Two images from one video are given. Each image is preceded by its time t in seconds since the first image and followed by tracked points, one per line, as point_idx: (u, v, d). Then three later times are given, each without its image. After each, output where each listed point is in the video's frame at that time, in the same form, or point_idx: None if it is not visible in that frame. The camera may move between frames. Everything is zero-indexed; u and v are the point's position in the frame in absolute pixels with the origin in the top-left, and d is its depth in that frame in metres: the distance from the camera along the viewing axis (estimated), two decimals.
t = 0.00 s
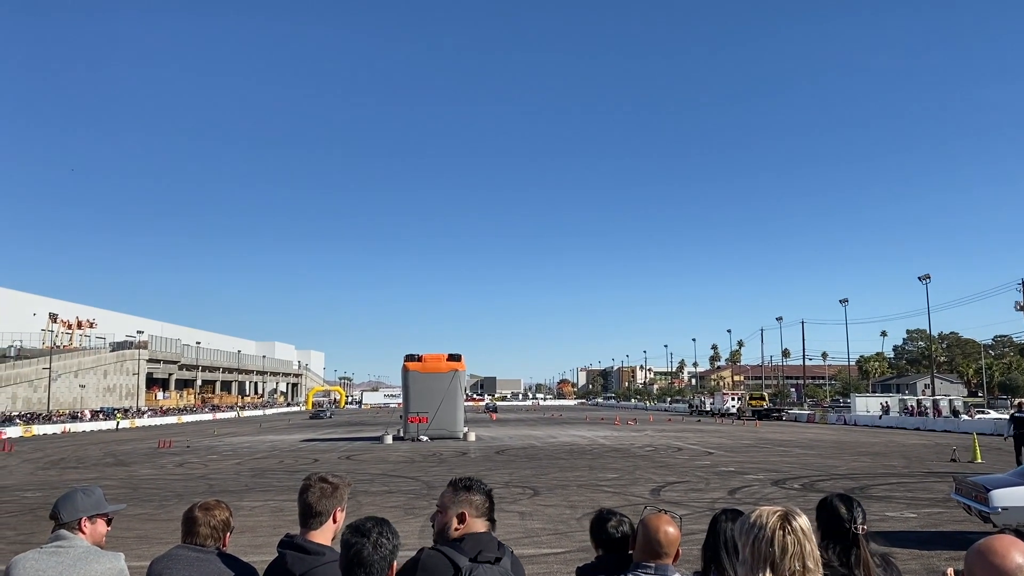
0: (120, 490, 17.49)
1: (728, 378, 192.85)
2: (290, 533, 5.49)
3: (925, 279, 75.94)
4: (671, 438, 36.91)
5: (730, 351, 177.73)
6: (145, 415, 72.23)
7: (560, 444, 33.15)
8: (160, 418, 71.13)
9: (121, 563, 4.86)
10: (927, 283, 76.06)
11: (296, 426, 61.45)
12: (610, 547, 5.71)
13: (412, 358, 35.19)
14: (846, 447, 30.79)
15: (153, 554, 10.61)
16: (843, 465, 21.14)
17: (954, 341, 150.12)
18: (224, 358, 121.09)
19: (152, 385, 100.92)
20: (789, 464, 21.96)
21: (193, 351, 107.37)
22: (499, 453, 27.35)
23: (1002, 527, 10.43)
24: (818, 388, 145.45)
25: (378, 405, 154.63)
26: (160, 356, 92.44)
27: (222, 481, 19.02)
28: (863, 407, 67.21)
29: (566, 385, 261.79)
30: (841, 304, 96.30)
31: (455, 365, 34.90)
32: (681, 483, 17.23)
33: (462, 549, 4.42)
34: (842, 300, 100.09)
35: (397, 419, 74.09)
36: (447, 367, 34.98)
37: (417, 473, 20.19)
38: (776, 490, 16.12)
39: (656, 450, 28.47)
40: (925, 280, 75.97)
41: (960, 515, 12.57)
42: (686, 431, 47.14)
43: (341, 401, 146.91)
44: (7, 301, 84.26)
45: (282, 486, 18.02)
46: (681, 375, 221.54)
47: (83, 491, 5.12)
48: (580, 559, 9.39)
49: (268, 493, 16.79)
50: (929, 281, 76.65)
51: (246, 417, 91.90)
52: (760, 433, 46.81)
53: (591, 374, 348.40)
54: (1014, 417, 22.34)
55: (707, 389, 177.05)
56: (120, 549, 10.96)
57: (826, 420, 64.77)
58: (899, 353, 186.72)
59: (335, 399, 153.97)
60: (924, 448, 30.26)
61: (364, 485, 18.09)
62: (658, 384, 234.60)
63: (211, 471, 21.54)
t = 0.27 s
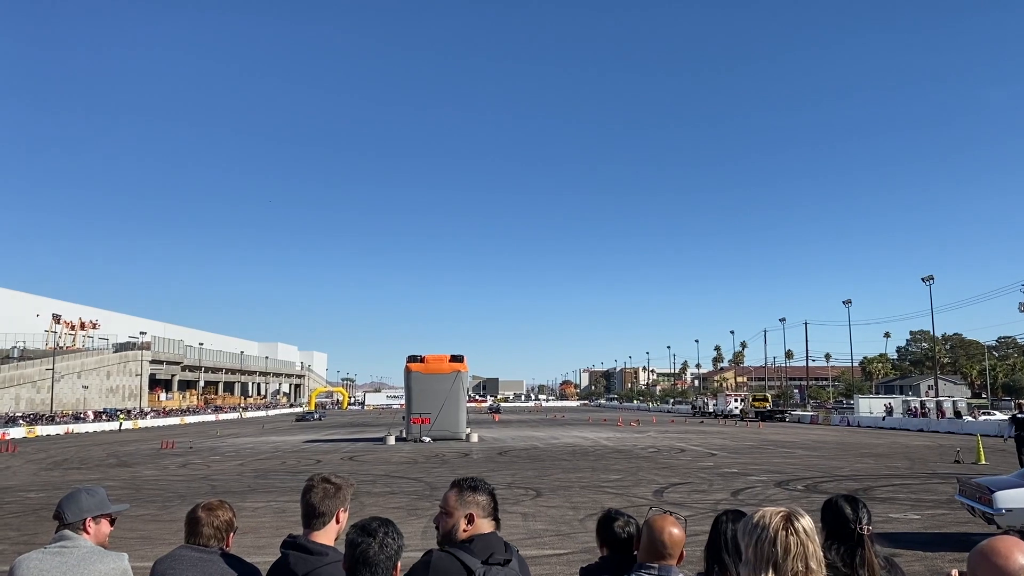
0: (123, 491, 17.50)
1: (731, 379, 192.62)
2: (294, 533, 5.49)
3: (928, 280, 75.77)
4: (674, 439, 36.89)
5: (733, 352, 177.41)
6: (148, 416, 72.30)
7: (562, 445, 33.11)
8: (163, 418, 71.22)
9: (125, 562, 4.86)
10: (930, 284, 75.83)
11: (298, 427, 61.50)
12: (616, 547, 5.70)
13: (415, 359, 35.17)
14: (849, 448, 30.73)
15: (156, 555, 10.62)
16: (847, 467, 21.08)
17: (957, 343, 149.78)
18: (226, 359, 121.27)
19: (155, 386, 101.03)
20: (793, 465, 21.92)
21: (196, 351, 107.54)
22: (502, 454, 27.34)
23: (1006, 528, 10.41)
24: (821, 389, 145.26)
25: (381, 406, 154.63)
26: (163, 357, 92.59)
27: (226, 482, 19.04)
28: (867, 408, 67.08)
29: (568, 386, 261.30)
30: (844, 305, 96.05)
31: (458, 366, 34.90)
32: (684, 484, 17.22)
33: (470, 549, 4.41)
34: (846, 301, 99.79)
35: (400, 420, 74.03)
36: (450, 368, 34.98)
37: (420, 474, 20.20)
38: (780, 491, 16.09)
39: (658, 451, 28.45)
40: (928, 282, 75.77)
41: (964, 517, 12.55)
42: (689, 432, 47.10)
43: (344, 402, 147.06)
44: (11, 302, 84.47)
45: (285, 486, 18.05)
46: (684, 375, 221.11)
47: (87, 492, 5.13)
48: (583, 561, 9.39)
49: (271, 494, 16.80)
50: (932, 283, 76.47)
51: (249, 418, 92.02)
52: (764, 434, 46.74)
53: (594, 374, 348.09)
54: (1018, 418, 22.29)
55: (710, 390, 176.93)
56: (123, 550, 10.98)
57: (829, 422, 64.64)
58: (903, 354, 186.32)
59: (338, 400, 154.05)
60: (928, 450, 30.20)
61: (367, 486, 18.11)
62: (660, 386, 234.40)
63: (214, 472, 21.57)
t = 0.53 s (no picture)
0: (126, 491, 17.52)
1: (734, 380, 192.43)
2: (296, 533, 5.49)
3: (931, 281, 75.61)
4: (677, 440, 36.85)
5: (736, 353, 177.21)
6: (151, 416, 72.30)
7: (565, 445, 33.10)
8: (165, 419, 71.30)
9: (128, 563, 4.89)
10: (932, 284, 75.71)
11: (301, 427, 61.50)
12: (619, 547, 5.69)
13: (417, 360, 35.17)
14: (852, 449, 30.68)
15: (159, 555, 10.63)
16: (850, 467, 21.06)
17: (960, 343, 149.54)
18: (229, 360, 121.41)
19: (158, 387, 101.15)
20: (795, 465, 21.91)
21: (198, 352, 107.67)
22: (504, 455, 27.35)
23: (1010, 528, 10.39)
24: (824, 390, 145.15)
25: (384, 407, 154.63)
26: (165, 358, 92.68)
27: (228, 482, 19.06)
28: (870, 408, 66.99)
29: (570, 386, 261.02)
30: (847, 306, 95.86)
31: (460, 366, 34.90)
32: (686, 484, 17.22)
33: (475, 550, 4.40)
34: (849, 301, 99.71)
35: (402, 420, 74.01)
36: (452, 369, 34.97)
37: (422, 475, 20.20)
38: (782, 492, 16.08)
39: (661, 451, 28.42)
40: (931, 282, 75.62)
41: (967, 517, 12.53)
42: (692, 433, 47.06)
43: (346, 402, 147.15)
44: (14, 302, 84.55)
45: (287, 487, 18.06)
46: (687, 376, 220.93)
47: (91, 492, 5.14)
48: (586, 561, 9.38)
49: (273, 494, 16.81)
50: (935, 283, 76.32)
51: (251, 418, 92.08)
52: (767, 434, 46.69)
53: (596, 375, 347.68)
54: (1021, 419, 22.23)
55: (713, 390, 176.78)
56: (126, 550, 10.99)
57: (832, 422, 64.57)
58: (906, 354, 186.03)
59: (340, 400, 154.16)
60: (931, 450, 30.15)
61: (370, 486, 18.12)
62: (663, 387, 234.22)
63: (216, 472, 21.58)
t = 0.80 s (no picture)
0: (128, 490, 17.54)
1: (736, 379, 192.32)
2: (298, 533, 5.49)
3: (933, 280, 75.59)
4: (679, 439, 36.82)
5: (738, 353, 177.12)
6: (153, 416, 72.35)
7: (567, 445, 33.09)
8: (168, 418, 71.34)
9: (131, 562, 4.90)
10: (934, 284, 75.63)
11: (303, 427, 61.53)
12: (620, 548, 5.70)
13: (419, 359, 35.22)
14: (854, 448, 30.66)
15: (161, 554, 10.63)
16: (852, 467, 21.03)
17: (963, 342, 149.36)
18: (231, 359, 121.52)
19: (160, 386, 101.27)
20: (798, 465, 21.89)
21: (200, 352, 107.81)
22: (506, 454, 27.37)
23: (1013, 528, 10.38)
24: (826, 389, 145.09)
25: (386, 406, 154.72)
26: (168, 358, 92.79)
27: (230, 481, 19.07)
28: (872, 408, 66.94)
29: (572, 386, 260.87)
30: (849, 305, 95.84)
31: (462, 366, 34.96)
32: (688, 484, 17.20)
33: (481, 552, 4.39)
34: (851, 301, 99.65)
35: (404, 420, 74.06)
36: (454, 368, 35.03)
37: (424, 474, 20.20)
38: (785, 491, 16.07)
39: (663, 451, 28.41)
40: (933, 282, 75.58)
41: (969, 517, 12.51)
42: (693, 432, 47.06)
43: (348, 402, 147.32)
44: (17, 301, 84.72)
45: (289, 486, 18.06)
46: (689, 375, 220.79)
47: (93, 492, 5.15)
48: (588, 560, 9.39)
49: (275, 494, 16.82)
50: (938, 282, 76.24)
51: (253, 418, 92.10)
52: (769, 434, 46.68)
53: (598, 375, 347.66)
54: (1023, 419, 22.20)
55: (715, 390, 176.80)
56: (128, 549, 11.00)
57: (834, 421, 64.55)
58: (908, 354, 185.85)
59: (342, 400, 154.31)
60: (933, 450, 30.12)
61: (372, 485, 18.13)
62: (665, 386, 234.23)
63: (218, 472, 21.60)
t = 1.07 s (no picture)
0: (131, 489, 17.57)
1: (738, 377, 192.17)
2: (301, 532, 5.50)
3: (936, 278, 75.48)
4: (681, 438, 36.86)
5: (740, 351, 177.07)
6: (156, 415, 72.44)
7: (569, 443, 33.09)
8: (170, 417, 71.44)
9: (133, 561, 4.91)
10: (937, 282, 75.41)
11: (305, 426, 61.51)
12: (622, 547, 5.70)
13: (421, 358, 35.31)
14: (856, 447, 30.64)
15: (163, 553, 10.66)
16: (855, 465, 21.03)
17: (965, 340, 149.30)
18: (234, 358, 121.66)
19: (163, 385, 101.43)
20: (800, 463, 21.90)
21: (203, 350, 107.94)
22: (508, 452, 27.37)
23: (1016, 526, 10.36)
24: (828, 387, 144.94)
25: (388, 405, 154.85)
26: (170, 357, 92.86)
27: (232, 480, 19.07)
28: (875, 406, 66.88)
29: (575, 384, 260.82)
30: (851, 303, 95.62)
31: (464, 364, 35.02)
32: (691, 483, 17.20)
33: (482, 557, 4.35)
34: (853, 299, 99.53)
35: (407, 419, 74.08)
36: (456, 367, 35.11)
37: (426, 473, 20.20)
38: (787, 490, 16.10)
39: (665, 450, 28.42)
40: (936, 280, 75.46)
41: (972, 515, 12.51)
42: (696, 431, 47.08)
43: (351, 401, 147.41)
44: (19, 301, 84.80)
45: (292, 485, 18.09)
46: (692, 373, 220.74)
47: (93, 489, 5.15)
48: (590, 559, 9.41)
49: (278, 492, 16.84)
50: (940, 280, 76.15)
51: (256, 417, 92.19)
52: (771, 432, 46.68)
53: (601, 374, 347.75)
54: None
55: (717, 388, 176.76)
56: (131, 548, 11.02)
57: (836, 420, 64.55)
58: (911, 352, 185.71)
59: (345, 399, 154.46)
60: (935, 448, 30.12)
61: (374, 484, 18.18)
62: (667, 384, 234.22)
63: (221, 470, 21.61)
